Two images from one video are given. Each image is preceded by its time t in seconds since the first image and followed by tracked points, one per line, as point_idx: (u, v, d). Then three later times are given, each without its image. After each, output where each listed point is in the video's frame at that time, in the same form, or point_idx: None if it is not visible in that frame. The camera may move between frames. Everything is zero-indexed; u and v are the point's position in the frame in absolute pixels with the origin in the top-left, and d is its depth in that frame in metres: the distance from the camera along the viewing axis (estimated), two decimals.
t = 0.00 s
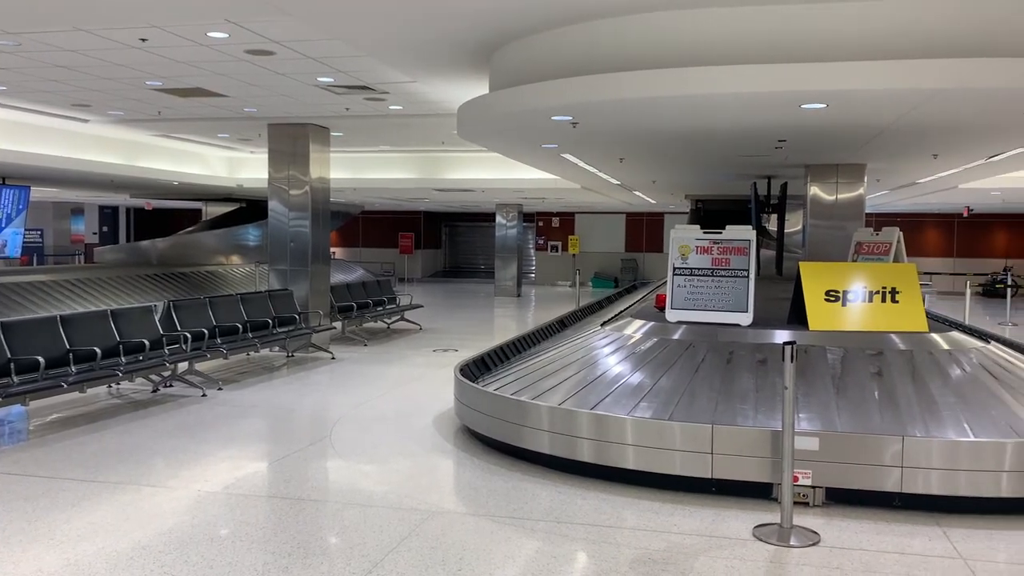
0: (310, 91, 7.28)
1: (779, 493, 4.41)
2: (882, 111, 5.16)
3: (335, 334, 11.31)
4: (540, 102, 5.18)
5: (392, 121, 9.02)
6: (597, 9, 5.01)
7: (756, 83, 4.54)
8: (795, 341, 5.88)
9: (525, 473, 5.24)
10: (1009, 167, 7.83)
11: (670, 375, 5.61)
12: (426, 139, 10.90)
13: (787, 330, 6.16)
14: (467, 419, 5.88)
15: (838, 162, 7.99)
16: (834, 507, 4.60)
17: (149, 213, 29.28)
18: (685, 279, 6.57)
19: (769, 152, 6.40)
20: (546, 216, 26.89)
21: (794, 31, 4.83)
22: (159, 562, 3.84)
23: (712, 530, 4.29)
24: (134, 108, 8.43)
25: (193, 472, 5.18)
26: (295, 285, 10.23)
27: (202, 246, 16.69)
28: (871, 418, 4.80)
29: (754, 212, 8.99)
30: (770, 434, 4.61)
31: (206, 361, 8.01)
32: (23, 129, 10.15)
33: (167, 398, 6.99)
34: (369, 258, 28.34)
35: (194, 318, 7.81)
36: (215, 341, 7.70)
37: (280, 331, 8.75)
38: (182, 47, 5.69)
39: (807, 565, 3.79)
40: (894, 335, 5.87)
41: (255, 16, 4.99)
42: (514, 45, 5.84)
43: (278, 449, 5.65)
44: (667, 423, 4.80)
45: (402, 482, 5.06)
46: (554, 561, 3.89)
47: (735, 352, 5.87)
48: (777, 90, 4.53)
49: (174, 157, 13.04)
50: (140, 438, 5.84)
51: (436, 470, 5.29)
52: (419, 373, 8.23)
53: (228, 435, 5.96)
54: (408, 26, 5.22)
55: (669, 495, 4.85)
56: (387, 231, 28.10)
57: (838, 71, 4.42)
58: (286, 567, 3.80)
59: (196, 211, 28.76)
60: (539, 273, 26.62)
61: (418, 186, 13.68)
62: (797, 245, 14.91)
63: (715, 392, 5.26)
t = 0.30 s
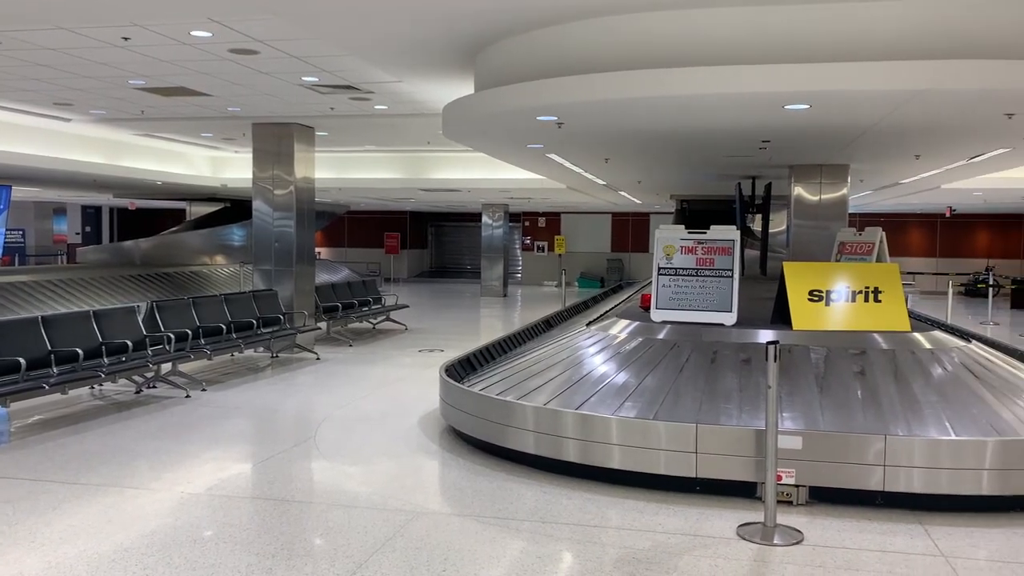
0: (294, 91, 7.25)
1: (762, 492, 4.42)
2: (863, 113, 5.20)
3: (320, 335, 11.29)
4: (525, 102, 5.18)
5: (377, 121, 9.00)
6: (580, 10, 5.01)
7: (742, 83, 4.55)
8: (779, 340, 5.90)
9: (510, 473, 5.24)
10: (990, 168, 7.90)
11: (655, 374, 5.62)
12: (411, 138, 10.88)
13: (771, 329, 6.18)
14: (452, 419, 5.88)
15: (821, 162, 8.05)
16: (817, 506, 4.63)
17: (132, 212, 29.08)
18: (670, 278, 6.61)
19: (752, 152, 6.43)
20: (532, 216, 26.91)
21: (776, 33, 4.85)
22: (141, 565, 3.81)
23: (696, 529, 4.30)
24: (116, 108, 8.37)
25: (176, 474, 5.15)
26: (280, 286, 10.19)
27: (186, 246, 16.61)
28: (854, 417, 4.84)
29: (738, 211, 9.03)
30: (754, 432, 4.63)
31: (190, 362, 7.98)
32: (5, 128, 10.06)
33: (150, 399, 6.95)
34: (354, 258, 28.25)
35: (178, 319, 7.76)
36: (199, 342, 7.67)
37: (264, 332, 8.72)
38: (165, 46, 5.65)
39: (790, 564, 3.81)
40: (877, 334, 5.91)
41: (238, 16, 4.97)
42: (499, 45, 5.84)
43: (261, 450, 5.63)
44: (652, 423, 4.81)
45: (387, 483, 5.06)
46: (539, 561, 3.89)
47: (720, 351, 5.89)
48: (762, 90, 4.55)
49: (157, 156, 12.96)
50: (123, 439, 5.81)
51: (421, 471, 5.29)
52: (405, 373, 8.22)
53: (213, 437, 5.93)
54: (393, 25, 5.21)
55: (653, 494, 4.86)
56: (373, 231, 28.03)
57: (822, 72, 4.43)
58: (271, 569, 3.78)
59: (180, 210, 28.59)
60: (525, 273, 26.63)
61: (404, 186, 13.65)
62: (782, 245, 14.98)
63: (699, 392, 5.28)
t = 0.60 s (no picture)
0: (280, 90, 7.22)
1: (748, 490, 4.44)
2: (847, 113, 5.23)
3: (306, 335, 11.25)
4: (512, 102, 5.18)
5: (363, 120, 8.99)
6: (566, 10, 5.02)
7: (728, 83, 4.57)
8: (764, 339, 5.93)
9: (497, 473, 5.24)
10: (973, 168, 7.96)
11: (641, 374, 5.64)
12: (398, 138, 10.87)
13: (756, 329, 6.20)
14: (439, 419, 5.87)
15: (806, 162, 8.10)
16: (801, 504, 4.65)
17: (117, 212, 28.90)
18: (656, 278, 6.62)
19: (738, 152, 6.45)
20: (520, 215, 26.92)
21: (760, 34, 4.88)
22: (124, 566, 3.79)
23: (682, 528, 4.32)
24: (100, 106, 8.32)
25: (161, 474, 5.13)
26: (265, 285, 10.15)
27: (171, 246, 16.53)
28: (839, 416, 4.86)
29: (724, 211, 9.06)
30: (739, 431, 4.65)
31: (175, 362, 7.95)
32: None
33: (135, 399, 6.91)
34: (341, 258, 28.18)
35: (163, 319, 7.72)
36: (184, 342, 7.64)
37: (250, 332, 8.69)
38: (150, 44, 5.62)
39: (775, 562, 3.82)
40: (861, 333, 5.95)
41: (223, 14, 4.95)
42: (486, 44, 5.84)
43: (247, 451, 5.61)
44: (638, 422, 4.82)
45: (373, 483, 5.05)
46: (525, 560, 3.90)
47: (705, 351, 5.90)
48: (748, 90, 4.56)
49: (142, 155, 12.89)
50: (107, 440, 5.77)
51: (407, 471, 5.28)
52: (391, 373, 8.21)
53: (197, 437, 5.90)
54: (378, 25, 5.20)
55: (638, 493, 4.88)
56: (360, 230, 27.97)
57: (806, 72, 4.45)
58: (256, 570, 3.77)
59: (166, 210, 28.44)
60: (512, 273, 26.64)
61: (390, 186, 13.63)
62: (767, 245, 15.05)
63: (685, 391, 5.29)
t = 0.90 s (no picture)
0: (266, 89, 7.19)
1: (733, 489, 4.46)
2: (831, 113, 5.26)
3: (292, 335, 11.21)
4: (499, 101, 5.18)
5: (350, 119, 8.96)
6: (552, 9, 5.02)
7: (713, 83, 4.59)
8: (750, 339, 5.94)
9: (484, 473, 5.24)
10: (957, 168, 8.01)
11: (628, 373, 5.65)
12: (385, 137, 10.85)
13: (743, 328, 6.23)
14: (426, 419, 5.86)
15: (792, 161, 8.14)
16: (787, 503, 4.67)
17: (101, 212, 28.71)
18: (643, 277, 6.63)
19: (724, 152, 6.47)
20: (507, 215, 26.94)
21: (745, 34, 4.90)
22: (108, 567, 3.77)
23: (668, 527, 4.33)
24: (84, 105, 8.26)
25: (146, 475, 5.10)
26: (251, 285, 10.11)
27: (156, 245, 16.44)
28: (823, 414, 4.89)
29: (710, 210, 9.09)
30: (725, 429, 4.67)
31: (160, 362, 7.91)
32: None
33: (120, 399, 6.87)
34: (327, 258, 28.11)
35: (147, 319, 7.67)
36: (169, 342, 7.59)
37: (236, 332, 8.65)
38: (134, 42, 5.58)
39: (761, 560, 3.84)
40: (847, 332, 5.98)
41: (208, 12, 4.92)
42: (473, 44, 5.84)
43: (232, 451, 5.59)
44: (625, 421, 4.84)
45: (359, 483, 5.04)
46: (512, 559, 3.90)
47: (692, 350, 5.92)
48: (734, 90, 4.58)
49: (126, 154, 12.82)
50: (90, 441, 5.73)
51: (394, 470, 5.27)
52: (378, 373, 8.19)
53: (182, 438, 5.87)
54: (364, 23, 5.19)
55: (624, 492, 4.89)
56: (348, 230, 27.91)
57: (790, 73, 4.47)
58: (241, 570, 3.75)
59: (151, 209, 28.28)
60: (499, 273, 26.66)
61: (377, 185, 13.60)
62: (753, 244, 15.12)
63: (671, 390, 5.31)
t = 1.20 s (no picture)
0: (251, 87, 7.16)
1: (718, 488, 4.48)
2: (815, 114, 5.29)
3: (278, 335, 11.18)
4: (486, 101, 5.18)
5: (336, 118, 8.94)
6: (537, 9, 5.03)
7: (698, 83, 4.60)
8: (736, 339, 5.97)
9: (470, 473, 5.24)
10: (940, 169, 8.08)
11: (614, 372, 5.66)
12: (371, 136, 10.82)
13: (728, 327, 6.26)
14: (412, 419, 5.85)
15: (777, 161, 8.18)
16: (771, 501, 4.70)
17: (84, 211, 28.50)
18: (629, 277, 6.66)
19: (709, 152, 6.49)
20: (494, 215, 26.95)
21: (729, 36, 4.92)
22: (90, 569, 3.74)
23: (654, 526, 4.34)
24: (67, 103, 8.19)
25: (130, 476, 5.07)
26: (237, 285, 10.06)
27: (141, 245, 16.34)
28: (808, 414, 4.92)
29: (696, 210, 9.12)
30: (710, 429, 4.69)
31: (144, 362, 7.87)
32: None
33: (104, 400, 6.83)
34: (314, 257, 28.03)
35: (132, 319, 7.63)
36: (154, 343, 7.55)
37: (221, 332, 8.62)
38: (118, 40, 5.55)
39: (746, 559, 3.86)
40: (831, 331, 6.02)
41: (193, 11, 4.89)
42: (459, 43, 5.83)
43: (216, 452, 5.56)
44: (610, 420, 4.85)
45: (344, 483, 5.03)
46: (497, 559, 3.91)
47: (677, 350, 5.94)
48: (719, 90, 4.60)
49: (110, 153, 12.73)
50: (72, 442, 5.69)
51: (380, 471, 5.26)
52: (364, 373, 8.17)
53: (165, 438, 5.84)
54: (350, 22, 5.17)
55: (610, 491, 4.90)
56: (334, 230, 27.84)
57: (774, 74, 4.49)
58: (225, 571, 3.74)
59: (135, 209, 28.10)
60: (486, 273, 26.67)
61: (364, 185, 13.57)
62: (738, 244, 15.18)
63: (657, 390, 5.32)
